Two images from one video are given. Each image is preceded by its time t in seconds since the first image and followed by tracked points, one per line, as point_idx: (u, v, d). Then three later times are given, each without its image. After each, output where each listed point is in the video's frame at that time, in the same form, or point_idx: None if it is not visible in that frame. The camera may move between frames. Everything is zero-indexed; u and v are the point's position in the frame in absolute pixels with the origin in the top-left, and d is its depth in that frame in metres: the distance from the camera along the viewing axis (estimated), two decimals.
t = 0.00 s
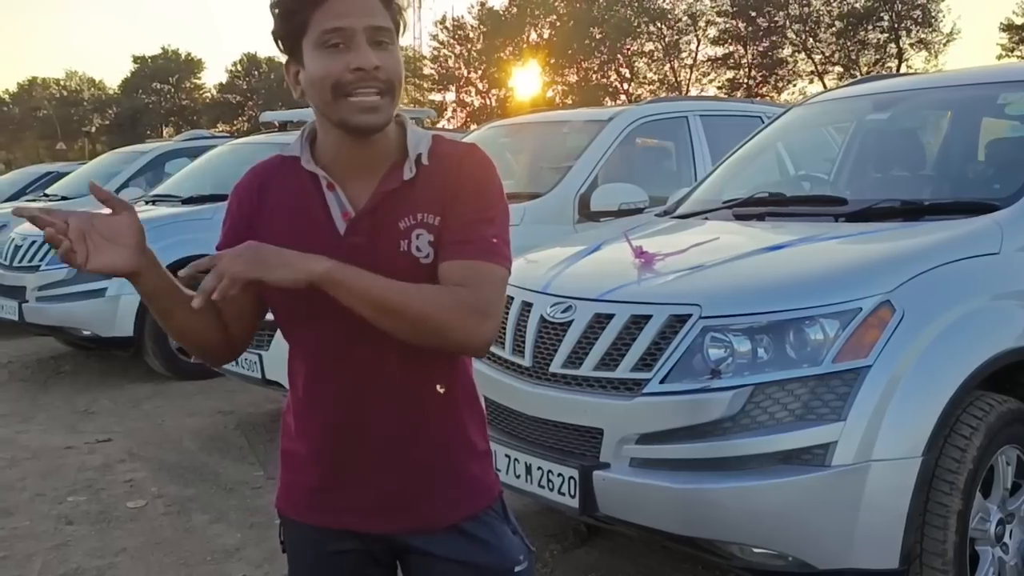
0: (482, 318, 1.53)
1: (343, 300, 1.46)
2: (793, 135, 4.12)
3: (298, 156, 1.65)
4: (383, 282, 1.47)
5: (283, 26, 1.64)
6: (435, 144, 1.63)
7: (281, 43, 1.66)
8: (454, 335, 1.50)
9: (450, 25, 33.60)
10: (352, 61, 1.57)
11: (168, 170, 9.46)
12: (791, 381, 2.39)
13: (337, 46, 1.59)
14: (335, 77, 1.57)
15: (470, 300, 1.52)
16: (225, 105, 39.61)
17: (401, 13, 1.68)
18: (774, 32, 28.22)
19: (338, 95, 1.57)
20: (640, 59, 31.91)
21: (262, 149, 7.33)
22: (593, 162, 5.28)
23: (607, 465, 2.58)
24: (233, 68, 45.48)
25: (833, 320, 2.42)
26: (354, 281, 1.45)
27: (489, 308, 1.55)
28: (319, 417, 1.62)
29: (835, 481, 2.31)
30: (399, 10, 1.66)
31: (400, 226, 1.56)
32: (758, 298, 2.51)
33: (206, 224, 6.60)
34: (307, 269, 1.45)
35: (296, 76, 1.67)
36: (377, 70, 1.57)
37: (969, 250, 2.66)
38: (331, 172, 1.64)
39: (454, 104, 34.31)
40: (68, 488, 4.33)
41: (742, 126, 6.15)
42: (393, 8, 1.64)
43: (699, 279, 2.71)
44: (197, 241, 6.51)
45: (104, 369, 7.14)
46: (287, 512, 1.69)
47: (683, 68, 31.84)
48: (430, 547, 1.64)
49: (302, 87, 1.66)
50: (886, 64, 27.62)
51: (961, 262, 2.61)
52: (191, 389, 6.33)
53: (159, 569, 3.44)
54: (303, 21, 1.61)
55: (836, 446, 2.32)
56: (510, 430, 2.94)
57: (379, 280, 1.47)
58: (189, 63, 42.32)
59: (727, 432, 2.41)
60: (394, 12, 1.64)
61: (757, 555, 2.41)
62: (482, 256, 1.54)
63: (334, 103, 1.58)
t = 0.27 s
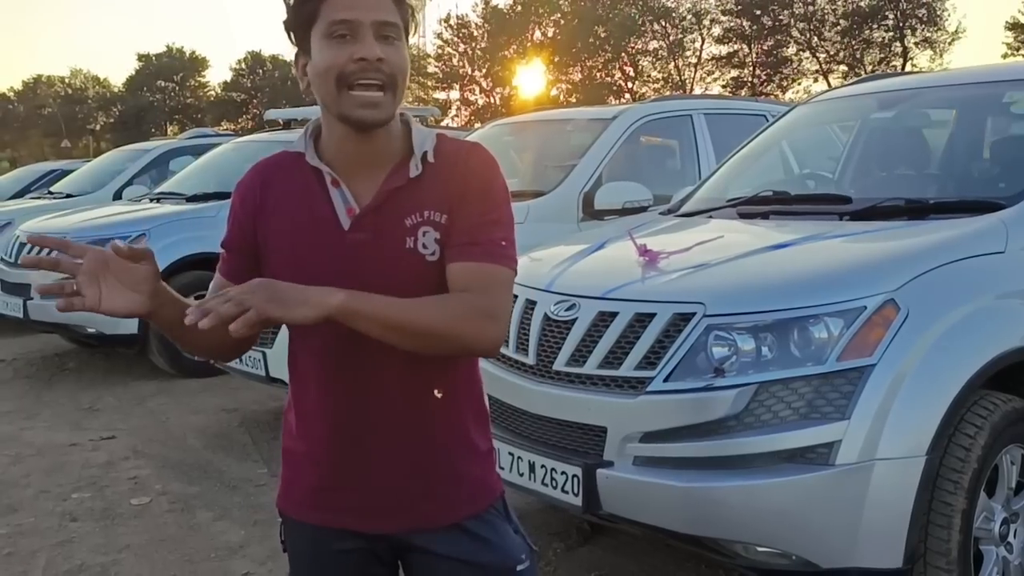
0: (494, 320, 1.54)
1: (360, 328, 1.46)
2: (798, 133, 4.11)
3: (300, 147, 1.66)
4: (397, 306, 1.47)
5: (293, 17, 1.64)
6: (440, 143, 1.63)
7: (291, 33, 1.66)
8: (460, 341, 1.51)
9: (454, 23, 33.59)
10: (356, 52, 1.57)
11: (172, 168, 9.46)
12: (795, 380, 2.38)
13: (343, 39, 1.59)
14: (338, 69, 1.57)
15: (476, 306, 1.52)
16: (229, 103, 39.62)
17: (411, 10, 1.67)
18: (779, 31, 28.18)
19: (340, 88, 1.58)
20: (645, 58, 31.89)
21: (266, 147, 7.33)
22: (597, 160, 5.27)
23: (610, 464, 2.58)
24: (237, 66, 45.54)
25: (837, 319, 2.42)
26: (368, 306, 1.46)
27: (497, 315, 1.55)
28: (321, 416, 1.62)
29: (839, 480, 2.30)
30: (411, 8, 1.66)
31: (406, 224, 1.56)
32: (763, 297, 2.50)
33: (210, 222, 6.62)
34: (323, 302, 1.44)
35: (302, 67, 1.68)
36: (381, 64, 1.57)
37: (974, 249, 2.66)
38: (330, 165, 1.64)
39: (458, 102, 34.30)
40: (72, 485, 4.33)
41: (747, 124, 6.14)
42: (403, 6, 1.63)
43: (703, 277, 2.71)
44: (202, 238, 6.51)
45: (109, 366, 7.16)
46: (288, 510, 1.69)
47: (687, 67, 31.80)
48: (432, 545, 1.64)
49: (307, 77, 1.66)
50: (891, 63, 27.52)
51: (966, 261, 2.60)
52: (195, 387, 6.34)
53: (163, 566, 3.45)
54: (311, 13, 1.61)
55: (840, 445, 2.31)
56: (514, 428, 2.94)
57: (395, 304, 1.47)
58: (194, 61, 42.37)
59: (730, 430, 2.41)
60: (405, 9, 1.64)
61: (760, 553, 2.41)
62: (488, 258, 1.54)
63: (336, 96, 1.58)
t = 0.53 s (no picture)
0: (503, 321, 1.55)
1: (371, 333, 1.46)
2: (801, 134, 4.10)
3: (307, 144, 1.67)
4: (408, 310, 1.46)
5: (305, 16, 1.64)
6: (446, 146, 1.64)
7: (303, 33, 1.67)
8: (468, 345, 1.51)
9: (457, 24, 33.61)
10: (367, 53, 1.57)
11: (175, 169, 9.47)
12: (798, 381, 2.38)
13: (354, 39, 1.59)
14: (347, 68, 1.57)
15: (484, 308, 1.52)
16: (232, 104, 39.66)
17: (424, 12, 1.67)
18: (781, 32, 28.17)
19: (349, 88, 1.58)
20: (647, 59, 31.91)
21: (269, 149, 7.34)
22: (600, 161, 5.27)
23: (614, 465, 2.57)
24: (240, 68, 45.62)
25: (841, 319, 2.41)
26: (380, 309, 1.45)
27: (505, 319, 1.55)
28: (325, 417, 1.61)
29: (843, 481, 2.30)
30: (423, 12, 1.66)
31: (412, 225, 1.56)
32: (767, 298, 2.50)
33: (215, 224, 6.63)
34: (337, 310, 1.42)
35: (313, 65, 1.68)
36: (390, 66, 1.57)
37: (979, 249, 2.65)
38: (337, 164, 1.64)
39: (461, 103, 34.31)
40: (76, 486, 4.34)
41: (749, 124, 6.14)
42: (415, 8, 1.64)
43: (706, 278, 2.70)
44: (206, 239, 6.52)
45: (112, 368, 7.17)
46: (291, 511, 1.68)
47: (690, 68, 31.81)
48: (437, 546, 1.64)
49: (317, 75, 1.66)
50: (894, 63, 27.48)
51: (970, 261, 2.60)
52: (198, 388, 6.34)
53: (166, 568, 3.45)
54: (324, 11, 1.61)
55: (844, 446, 2.31)
56: (517, 430, 2.93)
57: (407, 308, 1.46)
58: (197, 63, 42.43)
59: (734, 432, 2.41)
60: (417, 12, 1.64)
61: (764, 555, 2.40)
62: (495, 261, 1.55)
63: (345, 96, 1.59)
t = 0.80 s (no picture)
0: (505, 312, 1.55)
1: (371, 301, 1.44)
2: (804, 135, 4.10)
3: (315, 144, 1.66)
4: (411, 284, 1.46)
5: (317, 13, 1.64)
6: (452, 147, 1.65)
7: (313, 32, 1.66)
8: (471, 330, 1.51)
9: (459, 27, 33.64)
10: (379, 50, 1.57)
11: (178, 172, 9.49)
12: (801, 382, 2.38)
13: (366, 36, 1.59)
14: (359, 65, 1.57)
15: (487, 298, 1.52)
16: (235, 107, 39.70)
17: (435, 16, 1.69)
18: (783, 33, 28.18)
19: (360, 83, 1.58)
20: (650, 60, 31.96)
21: (272, 151, 7.35)
22: (602, 163, 5.27)
23: (616, 467, 2.57)
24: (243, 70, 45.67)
25: (844, 321, 2.41)
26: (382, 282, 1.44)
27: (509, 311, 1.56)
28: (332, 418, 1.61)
29: (846, 483, 2.30)
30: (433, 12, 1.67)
31: (418, 225, 1.56)
32: (770, 300, 2.50)
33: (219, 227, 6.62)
34: (336, 269, 1.42)
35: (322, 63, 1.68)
36: (402, 64, 1.58)
37: (982, 250, 2.65)
38: (343, 162, 1.64)
39: (463, 105, 34.33)
40: (79, 489, 4.34)
41: (752, 126, 6.14)
42: (425, 8, 1.65)
43: (708, 279, 2.71)
44: (208, 242, 6.51)
45: (115, 370, 7.17)
46: (297, 512, 1.68)
47: (692, 69, 31.82)
48: (441, 547, 1.64)
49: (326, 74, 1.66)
50: (896, 64, 27.47)
51: (973, 263, 2.59)
52: (201, 390, 6.35)
53: (169, 570, 3.45)
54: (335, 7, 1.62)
55: (847, 448, 2.31)
56: (520, 432, 2.93)
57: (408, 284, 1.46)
58: (200, 66, 42.51)
59: (737, 434, 2.41)
60: (427, 12, 1.65)
61: (767, 557, 2.40)
62: (498, 254, 1.55)
63: (355, 91, 1.58)
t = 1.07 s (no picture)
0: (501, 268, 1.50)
1: (358, 216, 1.41)
2: (806, 137, 4.10)
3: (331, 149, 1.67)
4: (402, 210, 1.42)
5: (328, 24, 1.63)
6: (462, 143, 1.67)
7: (323, 40, 1.66)
8: (459, 277, 1.45)
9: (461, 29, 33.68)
10: (395, 59, 1.57)
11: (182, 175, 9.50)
12: (804, 385, 2.38)
13: (379, 45, 1.59)
14: (375, 75, 1.57)
15: (481, 254, 1.48)
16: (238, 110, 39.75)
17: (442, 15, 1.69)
18: (786, 35, 28.19)
19: (380, 94, 1.58)
20: (652, 63, 31.99)
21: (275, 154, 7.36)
22: (604, 165, 5.28)
23: (619, 469, 2.57)
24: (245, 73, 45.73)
25: (847, 323, 2.41)
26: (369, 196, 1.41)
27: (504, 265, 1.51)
28: (337, 413, 1.62)
29: (850, 485, 2.29)
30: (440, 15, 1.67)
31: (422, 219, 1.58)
32: (773, 302, 2.50)
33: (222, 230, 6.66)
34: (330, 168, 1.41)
35: (333, 73, 1.68)
36: (418, 72, 1.58)
37: (986, 251, 2.65)
38: (364, 168, 1.66)
39: (465, 108, 34.36)
40: (82, 492, 4.35)
41: (754, 128, 6.14)
42: (434, 11, 1.65)
43: (710, 282, 2.71)
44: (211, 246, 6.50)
45: (118, 373, 7.18)
46: (304, 511, 1.68)
47: (695, 71, 31.83)
48: (446, 548, 1.64)
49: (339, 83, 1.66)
50: (899, 66, 27.46)
51: (977, 264, 2.59)
52: (204, 393, 6.36)
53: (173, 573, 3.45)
54: (347, 18, 1.61)
55: (850, 450, 2.30)
56: (523, 434, 2.93)
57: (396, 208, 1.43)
58: (203, 69, 42.58)
59: (740, 436, 2.40)
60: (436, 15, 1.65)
61: (771, 559, 2.40)
62: (496, 224, 1.54)
63: (375, 102, 1.58)
